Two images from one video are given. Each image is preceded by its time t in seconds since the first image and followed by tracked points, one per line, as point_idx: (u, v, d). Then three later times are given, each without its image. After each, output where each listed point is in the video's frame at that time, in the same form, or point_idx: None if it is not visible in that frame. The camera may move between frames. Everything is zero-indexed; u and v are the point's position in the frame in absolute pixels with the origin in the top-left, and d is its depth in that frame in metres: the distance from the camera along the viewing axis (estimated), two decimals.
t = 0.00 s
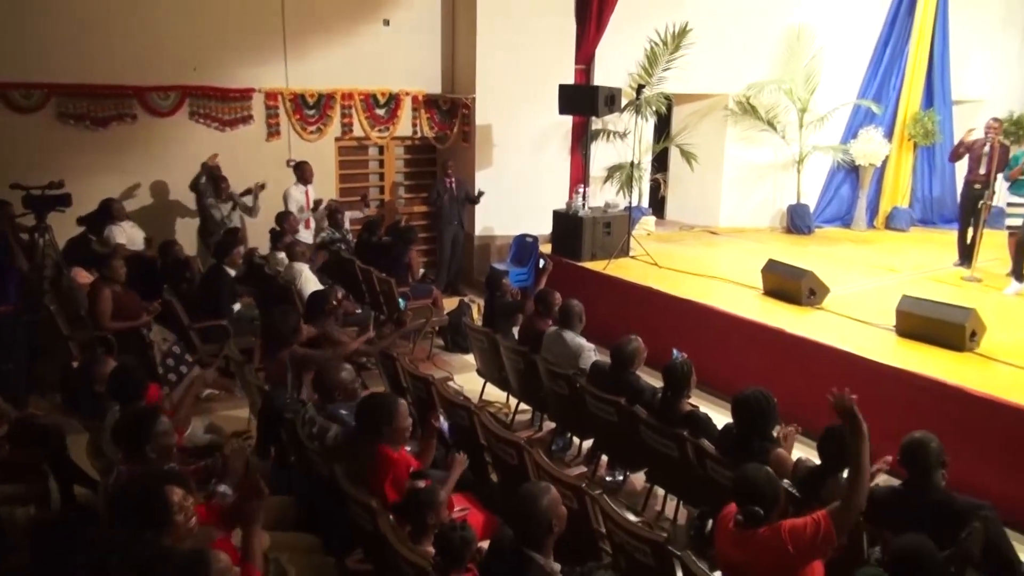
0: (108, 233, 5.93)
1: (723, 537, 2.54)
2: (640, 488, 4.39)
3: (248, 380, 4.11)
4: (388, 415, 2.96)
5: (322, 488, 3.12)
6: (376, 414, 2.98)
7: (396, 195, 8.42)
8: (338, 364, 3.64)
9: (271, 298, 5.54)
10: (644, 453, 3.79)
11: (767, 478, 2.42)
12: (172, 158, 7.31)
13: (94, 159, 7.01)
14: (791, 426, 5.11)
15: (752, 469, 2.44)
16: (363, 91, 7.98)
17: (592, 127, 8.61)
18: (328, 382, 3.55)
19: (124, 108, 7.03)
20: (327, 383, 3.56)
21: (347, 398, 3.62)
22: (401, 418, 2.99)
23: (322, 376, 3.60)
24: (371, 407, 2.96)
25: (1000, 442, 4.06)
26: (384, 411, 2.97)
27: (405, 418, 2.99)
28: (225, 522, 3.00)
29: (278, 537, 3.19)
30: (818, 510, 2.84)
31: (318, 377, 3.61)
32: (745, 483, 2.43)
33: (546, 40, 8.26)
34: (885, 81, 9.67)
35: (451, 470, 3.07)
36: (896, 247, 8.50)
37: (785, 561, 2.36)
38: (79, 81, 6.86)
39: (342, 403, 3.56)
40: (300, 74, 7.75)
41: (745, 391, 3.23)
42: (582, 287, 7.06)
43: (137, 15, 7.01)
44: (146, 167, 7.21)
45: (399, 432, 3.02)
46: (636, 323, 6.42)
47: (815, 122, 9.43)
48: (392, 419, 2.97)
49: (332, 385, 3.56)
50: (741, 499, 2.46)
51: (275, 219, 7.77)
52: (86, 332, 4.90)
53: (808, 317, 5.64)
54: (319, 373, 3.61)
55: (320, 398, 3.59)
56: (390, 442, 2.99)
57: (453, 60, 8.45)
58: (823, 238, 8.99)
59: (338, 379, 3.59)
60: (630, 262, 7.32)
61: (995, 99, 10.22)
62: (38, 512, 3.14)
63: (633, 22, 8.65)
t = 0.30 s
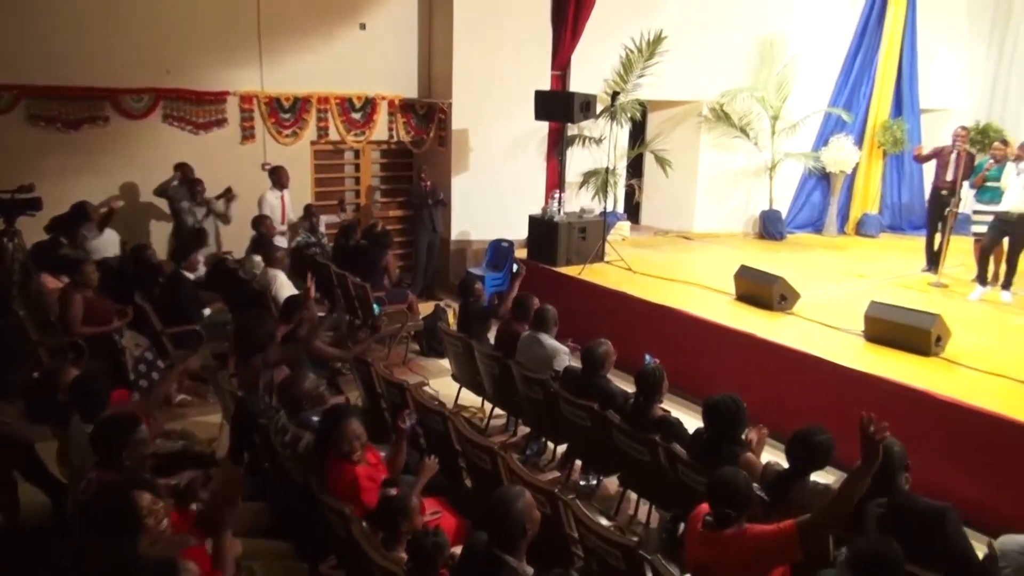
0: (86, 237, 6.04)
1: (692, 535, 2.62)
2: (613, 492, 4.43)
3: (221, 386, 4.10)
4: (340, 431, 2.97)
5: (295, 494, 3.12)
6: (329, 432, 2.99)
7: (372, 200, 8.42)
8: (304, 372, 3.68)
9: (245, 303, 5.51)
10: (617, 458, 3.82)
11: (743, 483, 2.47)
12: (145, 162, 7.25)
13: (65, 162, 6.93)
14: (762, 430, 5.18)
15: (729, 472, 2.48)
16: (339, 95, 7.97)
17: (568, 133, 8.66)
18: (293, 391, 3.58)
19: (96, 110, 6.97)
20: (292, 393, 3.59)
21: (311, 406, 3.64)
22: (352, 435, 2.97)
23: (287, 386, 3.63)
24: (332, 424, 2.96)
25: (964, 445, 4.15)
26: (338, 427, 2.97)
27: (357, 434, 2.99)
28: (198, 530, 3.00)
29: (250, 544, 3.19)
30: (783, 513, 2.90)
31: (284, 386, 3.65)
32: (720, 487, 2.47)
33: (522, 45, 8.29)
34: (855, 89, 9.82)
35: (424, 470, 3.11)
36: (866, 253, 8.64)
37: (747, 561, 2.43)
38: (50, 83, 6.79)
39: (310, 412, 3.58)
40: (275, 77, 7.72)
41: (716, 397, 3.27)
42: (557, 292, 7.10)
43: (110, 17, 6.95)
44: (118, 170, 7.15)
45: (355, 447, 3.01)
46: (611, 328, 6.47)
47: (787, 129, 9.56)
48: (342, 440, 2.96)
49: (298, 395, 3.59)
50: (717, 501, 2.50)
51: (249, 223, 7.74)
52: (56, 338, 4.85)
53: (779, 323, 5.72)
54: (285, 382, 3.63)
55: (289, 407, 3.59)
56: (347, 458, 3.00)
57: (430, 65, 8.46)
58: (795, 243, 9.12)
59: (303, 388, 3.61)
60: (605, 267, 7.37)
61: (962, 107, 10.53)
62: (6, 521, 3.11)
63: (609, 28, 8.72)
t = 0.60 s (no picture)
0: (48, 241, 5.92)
1: (657, 539, 2.64)
2: (584, 496, 4.46)
3: (190, 392, 4.07)
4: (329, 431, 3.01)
5: (265, 502, 3.11)
6: (318, 433, 3.02)
7: (344, 204, 8.41)
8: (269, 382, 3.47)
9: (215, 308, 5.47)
10: (587, 462, 3.86)
11: (705, 485, 2.51)
12: (114, 165, 7.17)
13: (31, 166, 6.84)
14: (730, 433, 5.25)
15: (692, 476, 2.52)
16: (311, 99, 7.94)
17: (541, 139, 8.71)
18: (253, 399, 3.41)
19: (63, 113, 6.89)
20: (255, 405, 3.41)
21: (276, 418, 3.48)
22: (341, 436, 3.04)
23: (249, 397, 3.43)
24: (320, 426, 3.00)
25: (926, 448, 4.25)
26: (327, 428, 3.02)
27: (343, 438, 3.05)
28: (167, 538, 2.98)
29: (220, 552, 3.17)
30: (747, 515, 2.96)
31: (247, 394, 3.47)
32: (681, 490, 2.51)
33: (495, 51, 8.32)
34: (823, 98, 10.03)
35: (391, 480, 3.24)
36: (833, 259, 8.79)
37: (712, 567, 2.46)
38: (16, 85, 6.70)
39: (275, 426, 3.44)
40: (247, 81, 7.68)
41: (685, 401, 3.31)
42: (529, 297, 7.14)
43: (78, 19, 6.87)
44: (85, 174, 7.06)
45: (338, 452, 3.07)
46: (582, 332, 6.52)
47: (757, 137, 9.71)
48: (332, 439, 3.03)
49: (261, 408, 3.41)
50: (677, 506, 2.55)
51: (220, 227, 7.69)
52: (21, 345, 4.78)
53: (748, 327, 5.80)
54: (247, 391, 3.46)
55: (253, 421, 3.43)
56: (330, 460, 3.07)
57: (402, 70, 8.47)
58: (764, 249, 9.25)
59: (265, 399, 3.42)
60: (577, 272, 7.42)
61: (926, 116, 10.71)
62: None
63: (581, 35, 8.79)
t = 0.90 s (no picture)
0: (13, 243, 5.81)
1: (626, 546, 2.68)
2: (556, 499, 4.49)
3: (157, 398, 4.03)
4: (335, 431, 3.04)
5: (234, 508, 3.09)
6: (325, 429, 3.05)
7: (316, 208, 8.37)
8: (245, 386, 3.42)
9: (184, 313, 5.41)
10: (559, 465, 3.88)
11: (670, 489, 2.55)
12: (80, 168, 7.07)
13: None
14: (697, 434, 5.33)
15: (656, 479, 2.56)
16: (282, 102, 7.90)
17: (513, 144, 8.74)
18: (227, 403, 3.35)
19: (28, 115, 6.78)
20: (229, 408, 3.35)
21: (250, 423, 3.41)
22: (348, 438, 3.07)
23: (224, 401, 3.37)
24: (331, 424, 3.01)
25: (890, 448, 4.34)
26: (334, 428, 3.04)
27: (348, 441, 3.08)
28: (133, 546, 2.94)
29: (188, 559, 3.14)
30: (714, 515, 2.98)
31: (222, 398, 3.40)
32: (648, 495, 2.55)
33: (467, 55, 8.34)
34: (791, 104, 10.23)
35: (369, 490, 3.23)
36: (801, 263, 8.91)
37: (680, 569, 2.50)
38: None
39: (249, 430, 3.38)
40: (217, 84, 7.62)
41: (654, 404, 3.34)
42: (501, 301, 7.16)
43: (44, 20, 6.77)
44: (50, 177, 6.96)
45: (334, 453, 3.08)
46: (554, 336, 6.55)
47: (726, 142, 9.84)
48: (342, 438, 3.05)
49: (236, 412, 3.36)
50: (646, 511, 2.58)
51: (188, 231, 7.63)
52: None
53: (717, 330, 5.87)
54: (223, 395, 3.39)
55: (226, 426, 3.39)
56: (326, 461, 3.06)
57: (375, 74, 8.46)
58: (734, 253, 9.36)
59: (241, 404, 3.37)
60: (549, 276, 7.45)
61: (891, 123, 10.90)
62: None
63: (553, 40, 8.83)
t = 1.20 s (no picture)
0: None
1: (595, 546, 2.71)
2: (527, 500, 4.51)
3: (124, 403, 3.99)
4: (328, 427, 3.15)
5: (202, 512, 3.07)
6: (318, 425, 3.14)
7: (287, 211, 8.32)
8: (215, 391, 3.39)
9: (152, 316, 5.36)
10: (529, 466, 3.90)
11: (639, 492, 2.55)
12: (45, 171, 6.97)
13: None
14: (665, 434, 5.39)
15: (630, 484, 2.55)
16: (252, 105, 7.85)
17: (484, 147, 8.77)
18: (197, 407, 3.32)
19: None
20: (200, 412, 3.32)
21: (221, 426, 3.36)
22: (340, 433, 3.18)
23: (194, 406, 3.34)
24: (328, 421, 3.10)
25: (855, 446, 4.42)
26: (325, 425, 3.14)
27: (340, 437, 3.18)
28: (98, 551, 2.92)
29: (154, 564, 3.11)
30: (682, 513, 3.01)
31: (191, 403, 3.37)
32: (623, 498, 2.56)
33: (439, 58, 8.35)
34: (759, 109, 10.38)
35: (362, 469, 3.35)
36: (769, 264, 9.04)
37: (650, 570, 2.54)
38: None
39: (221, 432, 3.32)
40: (186, 86, 7.56)
41: (623, 404, 3.36)
42: (473, 304, 7.17)
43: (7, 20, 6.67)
44: (13, 180, 6.85)
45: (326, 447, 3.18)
46: (525, 338, 6.57)
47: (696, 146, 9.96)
48: (332, 434, 3.15)
49: (207, 415, 3.32)
50: (617, 515, 2.60)
51: (156, 234, 7.56)
52: None
53: (686, 331, 5.94)
54: (194, 400, 3.35)
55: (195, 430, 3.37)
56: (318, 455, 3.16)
57: (346, 77, 8.44)
58: (704, 255, 9.46)
59: (212, 408, 3.33)
60: (521, 278, 7.48)
61: (857, 127, 11.08)
62: None
63: (524, 44, 8.88)
